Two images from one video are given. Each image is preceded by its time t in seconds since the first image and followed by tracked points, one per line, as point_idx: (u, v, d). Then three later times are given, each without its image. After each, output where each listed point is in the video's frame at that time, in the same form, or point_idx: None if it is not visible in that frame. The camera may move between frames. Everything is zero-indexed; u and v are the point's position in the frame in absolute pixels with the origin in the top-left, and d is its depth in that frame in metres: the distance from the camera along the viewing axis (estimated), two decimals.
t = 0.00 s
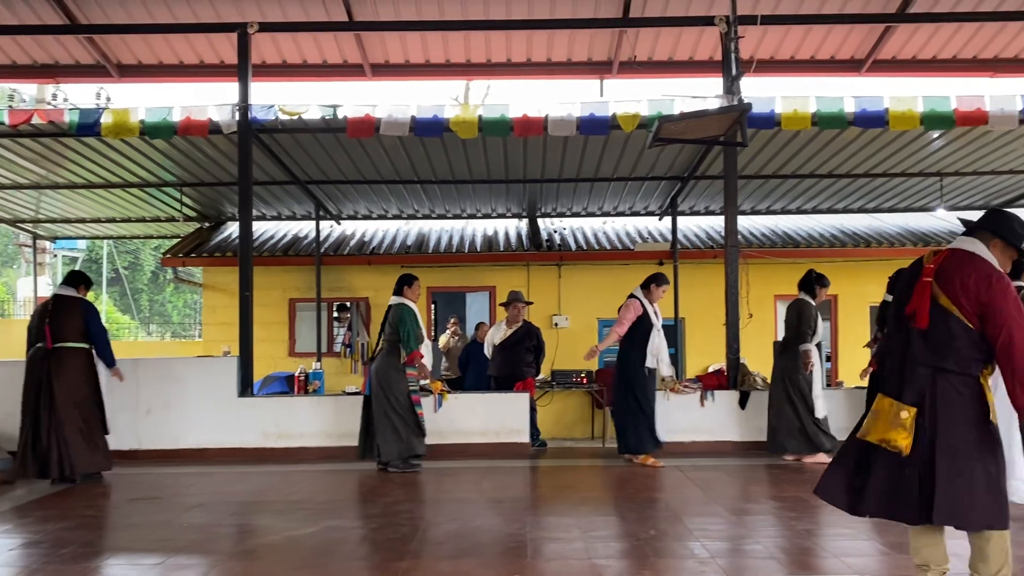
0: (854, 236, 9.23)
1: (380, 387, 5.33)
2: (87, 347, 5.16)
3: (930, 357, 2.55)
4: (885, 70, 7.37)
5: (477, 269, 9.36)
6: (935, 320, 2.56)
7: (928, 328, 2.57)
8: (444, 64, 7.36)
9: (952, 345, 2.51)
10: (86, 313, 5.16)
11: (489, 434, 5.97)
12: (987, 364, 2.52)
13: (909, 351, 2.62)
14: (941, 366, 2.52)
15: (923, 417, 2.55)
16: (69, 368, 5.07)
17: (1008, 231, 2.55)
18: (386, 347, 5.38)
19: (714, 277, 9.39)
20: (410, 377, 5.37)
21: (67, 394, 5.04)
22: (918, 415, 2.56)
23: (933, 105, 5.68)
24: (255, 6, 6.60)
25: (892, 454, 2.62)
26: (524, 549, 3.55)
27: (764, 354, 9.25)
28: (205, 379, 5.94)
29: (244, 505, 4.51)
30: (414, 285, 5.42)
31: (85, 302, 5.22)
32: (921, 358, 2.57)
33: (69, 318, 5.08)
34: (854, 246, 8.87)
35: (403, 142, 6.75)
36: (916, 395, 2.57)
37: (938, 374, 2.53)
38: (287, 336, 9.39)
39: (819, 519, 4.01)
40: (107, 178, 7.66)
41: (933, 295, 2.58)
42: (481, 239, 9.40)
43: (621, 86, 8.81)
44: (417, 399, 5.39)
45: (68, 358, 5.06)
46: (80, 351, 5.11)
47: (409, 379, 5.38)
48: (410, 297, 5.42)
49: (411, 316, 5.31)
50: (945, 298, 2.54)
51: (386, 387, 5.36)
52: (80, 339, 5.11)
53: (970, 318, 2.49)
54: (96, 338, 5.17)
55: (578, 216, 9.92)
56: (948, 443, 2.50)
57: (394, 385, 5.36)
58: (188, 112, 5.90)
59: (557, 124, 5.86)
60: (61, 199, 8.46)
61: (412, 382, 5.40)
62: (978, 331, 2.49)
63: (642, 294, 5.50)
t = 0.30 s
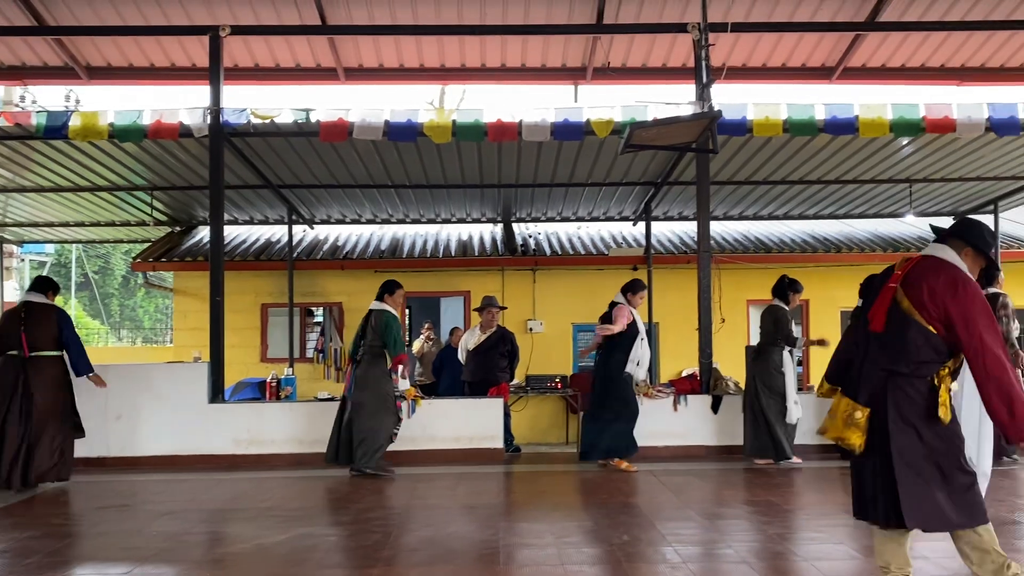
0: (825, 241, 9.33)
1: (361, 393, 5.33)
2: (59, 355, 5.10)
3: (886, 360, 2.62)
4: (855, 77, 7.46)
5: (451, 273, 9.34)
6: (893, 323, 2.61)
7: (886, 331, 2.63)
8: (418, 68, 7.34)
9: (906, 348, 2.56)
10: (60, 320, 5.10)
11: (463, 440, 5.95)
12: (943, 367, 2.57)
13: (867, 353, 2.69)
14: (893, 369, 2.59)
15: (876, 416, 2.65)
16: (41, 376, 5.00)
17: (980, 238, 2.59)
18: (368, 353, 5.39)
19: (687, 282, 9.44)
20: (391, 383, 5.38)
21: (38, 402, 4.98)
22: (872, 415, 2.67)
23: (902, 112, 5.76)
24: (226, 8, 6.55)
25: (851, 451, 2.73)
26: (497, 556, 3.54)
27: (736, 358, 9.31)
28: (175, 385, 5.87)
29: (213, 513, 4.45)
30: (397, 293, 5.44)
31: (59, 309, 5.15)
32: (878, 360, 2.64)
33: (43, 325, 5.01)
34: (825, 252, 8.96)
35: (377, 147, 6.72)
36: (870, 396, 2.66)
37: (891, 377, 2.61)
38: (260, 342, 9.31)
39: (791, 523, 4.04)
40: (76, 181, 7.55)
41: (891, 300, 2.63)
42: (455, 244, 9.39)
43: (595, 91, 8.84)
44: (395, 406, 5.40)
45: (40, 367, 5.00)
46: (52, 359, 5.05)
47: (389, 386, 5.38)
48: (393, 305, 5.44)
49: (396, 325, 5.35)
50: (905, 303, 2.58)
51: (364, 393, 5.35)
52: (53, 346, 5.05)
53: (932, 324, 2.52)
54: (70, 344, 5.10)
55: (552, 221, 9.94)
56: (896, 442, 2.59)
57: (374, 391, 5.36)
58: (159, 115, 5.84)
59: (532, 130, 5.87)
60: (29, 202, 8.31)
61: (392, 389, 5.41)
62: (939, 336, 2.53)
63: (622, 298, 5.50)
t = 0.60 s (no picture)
0: (800, 246, 9.40)
1: (350, 398, 5.31)
2: (42, 360, 5.09)
3: (913, 371, 2.58)
4: (829, 84, 7.52)
5: (429, 278, 9.31)
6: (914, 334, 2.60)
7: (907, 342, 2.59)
8: (395, 72, 7.32)
9: (933, 360, 2.56)
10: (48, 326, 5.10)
11: (440, 446, 5.93)
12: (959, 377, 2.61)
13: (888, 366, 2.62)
14: (927, 380, 2.56)
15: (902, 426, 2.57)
16: (25, 381, 4.98)
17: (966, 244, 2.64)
18: (356, 359, 5.34)
19: (664, 286, 9.48)
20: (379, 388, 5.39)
21: (18, 406, 4.95)
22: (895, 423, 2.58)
23: (875, 118, 5.81)
24: (201, 9, 6.49)
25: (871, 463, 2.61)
26: (474, 562, 3.53)
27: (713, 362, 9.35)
28: (149, 391, 5.80)
29: (188, 520, 4.40)
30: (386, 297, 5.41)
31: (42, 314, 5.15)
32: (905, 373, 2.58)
33: (30, 330, 5.00)
34: (801, 257, 9.03)
35: (354, 151, 6.69)
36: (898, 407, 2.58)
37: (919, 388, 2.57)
38: (235, 347, 9.23)
39: (766, 527, 4.06)
40: (48, 184, 7.45)
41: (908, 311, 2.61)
42: (433, 248, 9.36)
43: (572, 97, 8.85)
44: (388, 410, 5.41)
45: (24, 373, 4.98)
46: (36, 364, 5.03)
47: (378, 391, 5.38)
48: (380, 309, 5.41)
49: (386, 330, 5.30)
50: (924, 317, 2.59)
51: (355, 398, 5.32)
52: (37, 352, 5.04)
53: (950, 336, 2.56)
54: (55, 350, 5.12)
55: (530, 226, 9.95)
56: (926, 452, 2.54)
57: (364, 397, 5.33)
58: (133, 118, 5.78)
59: (509, 134, 5.87)
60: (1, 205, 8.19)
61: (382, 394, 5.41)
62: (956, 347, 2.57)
63: (607, 303, 5.48)
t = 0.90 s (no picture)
0: (778, 250, 9.47)
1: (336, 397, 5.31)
2: (12, 363, 5.06)
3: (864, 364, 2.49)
4: (807, 90, 7.59)
5: (410, 281, 9.29)
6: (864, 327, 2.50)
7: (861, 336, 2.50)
8: (375, 76, 7.31)
9: (881, 353, 2.46)
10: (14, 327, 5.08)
11: (420, 449, 5.92)
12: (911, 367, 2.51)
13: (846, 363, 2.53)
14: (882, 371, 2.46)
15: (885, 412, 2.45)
16: None
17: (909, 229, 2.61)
18: (341, 358, 5.35)
19: (644, 290, 9.53)
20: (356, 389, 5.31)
21: None
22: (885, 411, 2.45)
23: (852, 124, 5.87)
24: (179, 11, 6.45)
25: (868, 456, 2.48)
26: (451, 565, 3.52)
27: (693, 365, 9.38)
28: (125, 396, 5.75)
29: (164, 526, 4.37)
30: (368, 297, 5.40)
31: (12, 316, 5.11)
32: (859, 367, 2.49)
33: None
34: (778, 261, 9.10)
35: (334, 154, 6.68)
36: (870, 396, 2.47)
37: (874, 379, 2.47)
38: (214, 351, 9.17)
39: (744, 529, 4.08)
40: (23, 187, 7.38)
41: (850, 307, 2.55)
42: (413, 252, 9.35)
43: (553, 101, 8.87)
44: (364, 410, 5.32)
45: None
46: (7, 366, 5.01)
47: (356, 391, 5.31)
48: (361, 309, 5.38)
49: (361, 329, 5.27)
50: (866, 308, 2.49)
51: (339, 397, 5.31)
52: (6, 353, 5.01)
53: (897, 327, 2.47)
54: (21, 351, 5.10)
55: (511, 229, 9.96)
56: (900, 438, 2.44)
57: (346, 396, 5.31)
58: (109, 120, 5.74)
59: (489, 138, 5.87)
60: None
61: (360, 394, 5.33)
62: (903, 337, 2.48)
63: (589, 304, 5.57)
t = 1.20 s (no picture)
0: (758, 253, 9.53)
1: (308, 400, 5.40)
2: None
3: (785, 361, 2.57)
4: (787, 94, 7.65)
5: (392, 285, 9.27)
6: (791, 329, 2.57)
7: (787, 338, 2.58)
8: (356, 78, 7.29)
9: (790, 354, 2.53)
10: None
11: (402, 453, 5.90)
12: (820, 364, 2.42)
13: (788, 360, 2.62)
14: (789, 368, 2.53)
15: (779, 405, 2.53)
16: None
17: (844, 222, 2.48)
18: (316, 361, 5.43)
19: (625, 293, 9.55)
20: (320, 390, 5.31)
21: None
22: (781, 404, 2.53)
23: (831, 128, 5.92)
24: (158, 12, 6.40)
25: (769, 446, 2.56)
26: (432, 570, 3.51)
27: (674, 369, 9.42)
28: (103, 400, 5.70)
29: (142, 531, 4.32)
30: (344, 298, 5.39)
31: None
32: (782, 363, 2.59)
33: None
34: (759, 264, 9.15)
35: (315, 157, 6.65)
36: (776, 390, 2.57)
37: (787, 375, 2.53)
38: (193, 355, 9.10)
39: (724, 531, 4.10)
40: None
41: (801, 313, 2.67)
42: (395, 255, 9.33)
43: (535, 105, 8.89)
44: (325, 411, 5.28)
45: None
46: None
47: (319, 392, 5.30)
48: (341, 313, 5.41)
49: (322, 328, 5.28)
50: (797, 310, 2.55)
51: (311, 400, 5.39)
52: None
53: (803, 326, 2.48)
54: None
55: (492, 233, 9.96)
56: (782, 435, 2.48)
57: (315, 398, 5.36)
58: (88, 121, 5.69)
59: (471, 141, 5.87)
60: None
61: (325, 395, 5.30)
62: (811, 334, 2.45)
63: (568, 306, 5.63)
